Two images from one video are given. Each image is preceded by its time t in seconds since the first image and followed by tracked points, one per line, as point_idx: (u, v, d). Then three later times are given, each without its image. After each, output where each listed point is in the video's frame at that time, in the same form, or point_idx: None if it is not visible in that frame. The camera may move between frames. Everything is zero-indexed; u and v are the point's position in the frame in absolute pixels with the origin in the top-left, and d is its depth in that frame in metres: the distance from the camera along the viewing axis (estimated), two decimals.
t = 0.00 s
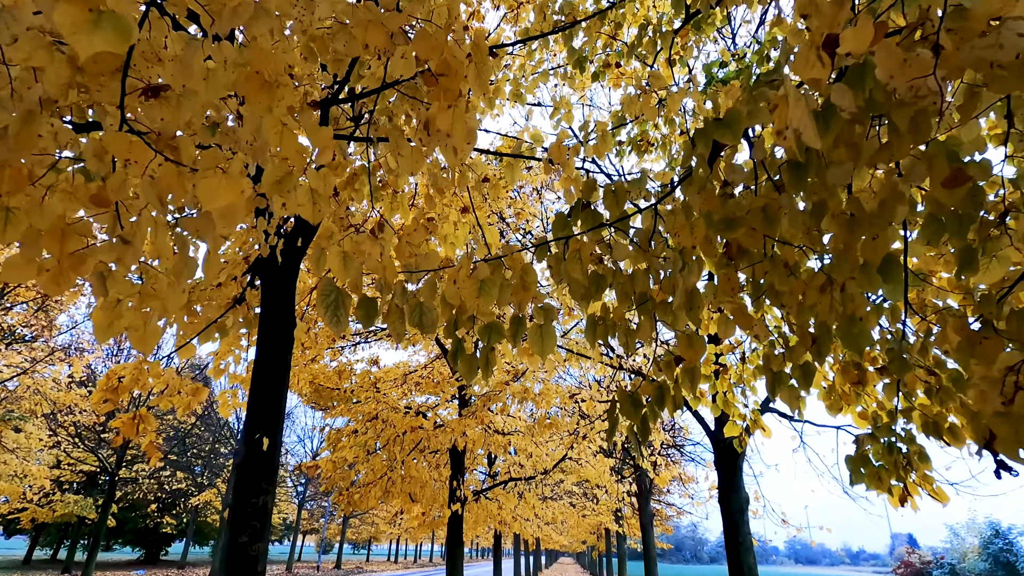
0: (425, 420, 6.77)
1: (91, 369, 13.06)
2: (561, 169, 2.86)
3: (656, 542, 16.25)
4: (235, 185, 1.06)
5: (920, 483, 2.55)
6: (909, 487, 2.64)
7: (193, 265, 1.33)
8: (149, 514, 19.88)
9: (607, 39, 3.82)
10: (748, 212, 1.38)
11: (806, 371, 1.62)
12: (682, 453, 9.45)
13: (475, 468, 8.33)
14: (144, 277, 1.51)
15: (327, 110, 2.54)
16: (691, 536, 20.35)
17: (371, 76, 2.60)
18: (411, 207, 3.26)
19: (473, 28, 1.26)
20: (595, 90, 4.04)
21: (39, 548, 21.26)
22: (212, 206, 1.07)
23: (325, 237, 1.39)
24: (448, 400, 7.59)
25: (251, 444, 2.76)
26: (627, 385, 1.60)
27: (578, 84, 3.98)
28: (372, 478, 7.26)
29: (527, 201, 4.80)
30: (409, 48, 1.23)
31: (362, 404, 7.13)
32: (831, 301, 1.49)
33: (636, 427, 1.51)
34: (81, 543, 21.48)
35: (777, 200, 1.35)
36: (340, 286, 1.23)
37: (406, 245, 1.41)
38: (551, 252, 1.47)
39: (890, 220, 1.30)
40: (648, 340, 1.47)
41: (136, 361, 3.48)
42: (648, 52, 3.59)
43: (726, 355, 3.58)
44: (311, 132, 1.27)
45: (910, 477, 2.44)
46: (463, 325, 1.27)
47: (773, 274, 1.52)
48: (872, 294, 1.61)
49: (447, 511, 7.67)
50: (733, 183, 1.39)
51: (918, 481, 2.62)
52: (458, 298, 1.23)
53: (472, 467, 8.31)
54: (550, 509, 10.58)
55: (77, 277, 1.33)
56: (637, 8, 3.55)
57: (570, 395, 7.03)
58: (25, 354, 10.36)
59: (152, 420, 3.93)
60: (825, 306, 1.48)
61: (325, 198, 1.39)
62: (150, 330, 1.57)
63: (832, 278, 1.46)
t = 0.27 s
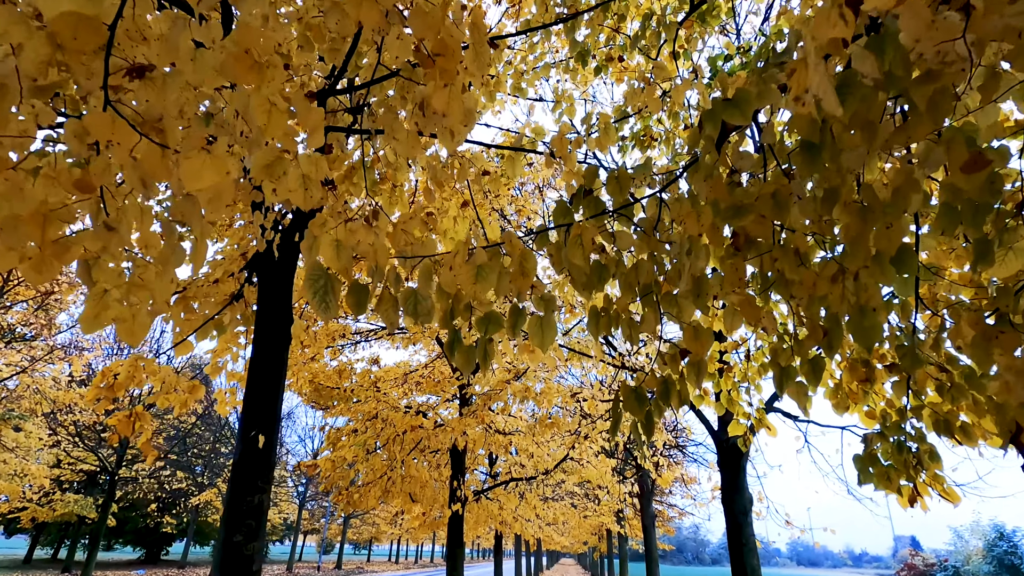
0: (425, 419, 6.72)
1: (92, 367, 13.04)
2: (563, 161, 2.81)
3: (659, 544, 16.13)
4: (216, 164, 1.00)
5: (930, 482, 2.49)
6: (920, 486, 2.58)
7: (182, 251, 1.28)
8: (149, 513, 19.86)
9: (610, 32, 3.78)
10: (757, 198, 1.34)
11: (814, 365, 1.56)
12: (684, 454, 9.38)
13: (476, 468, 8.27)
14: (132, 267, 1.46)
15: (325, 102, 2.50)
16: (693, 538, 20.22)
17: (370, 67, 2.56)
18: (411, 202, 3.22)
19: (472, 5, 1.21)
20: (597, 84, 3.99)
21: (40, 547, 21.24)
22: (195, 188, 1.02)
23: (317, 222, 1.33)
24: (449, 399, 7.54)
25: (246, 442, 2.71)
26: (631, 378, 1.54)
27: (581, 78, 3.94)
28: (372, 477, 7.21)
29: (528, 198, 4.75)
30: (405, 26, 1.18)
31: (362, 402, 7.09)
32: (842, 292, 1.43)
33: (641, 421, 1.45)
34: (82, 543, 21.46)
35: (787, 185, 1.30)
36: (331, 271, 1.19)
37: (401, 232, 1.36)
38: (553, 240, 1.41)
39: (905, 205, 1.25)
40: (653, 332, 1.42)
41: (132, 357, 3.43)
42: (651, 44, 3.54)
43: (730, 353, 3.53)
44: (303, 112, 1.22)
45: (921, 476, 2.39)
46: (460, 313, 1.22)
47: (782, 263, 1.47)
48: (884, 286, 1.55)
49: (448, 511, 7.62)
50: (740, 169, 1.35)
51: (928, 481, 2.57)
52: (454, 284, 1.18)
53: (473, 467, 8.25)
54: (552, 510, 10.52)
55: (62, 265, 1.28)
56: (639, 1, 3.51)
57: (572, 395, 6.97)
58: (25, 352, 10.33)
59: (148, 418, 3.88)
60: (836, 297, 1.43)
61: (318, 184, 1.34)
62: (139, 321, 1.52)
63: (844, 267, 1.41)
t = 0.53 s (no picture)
0: (426, 418, 6.68)
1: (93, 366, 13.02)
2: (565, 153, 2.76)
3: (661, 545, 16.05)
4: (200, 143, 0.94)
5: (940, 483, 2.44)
6: (930, 487, 2.52)
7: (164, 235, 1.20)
8: (151, 512, 19.87)
9: (613, 25, 3.72)
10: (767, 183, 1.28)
11: (823, 360, 1.50)
12: (687, 454, 9.31)
13: (477, 467, 8.23)
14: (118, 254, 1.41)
15: (322, 92, 2.45)
16: (694, 538, 20.15)
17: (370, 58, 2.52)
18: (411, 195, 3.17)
19: None
20: (600, 79, 3.94)
21: (43, 546, 21.28)
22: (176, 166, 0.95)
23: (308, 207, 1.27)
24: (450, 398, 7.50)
25: (242, 439, 2.66)
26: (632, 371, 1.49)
27: (583, 72, 3.88)
28: (373, 476, 7.17)
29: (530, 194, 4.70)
30: None
31: (363, 401, 7.05)
32: (856, 282, 1.37)
33: (642, 415, 1.40)
34: (84, 542, 21.48)
35: (798, 168, 1.25)
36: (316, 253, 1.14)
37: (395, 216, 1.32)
38: (553, 223, 1.35)
39: (922, 189, 1.20)
40: (657, 322, 1.38)
41: (129, 354, 3.40)
42: (655, 37, 3.48)
43: (735, 350, 3.47)
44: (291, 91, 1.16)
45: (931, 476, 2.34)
46: (457, 302, 1.17)
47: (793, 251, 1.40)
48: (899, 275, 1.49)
49: (449, 511, 7.57)
50: (749, 153, 1.29)
51: (939, 481, 2.51)
52: (450, 268, 1.11)
53: (475, 467, 8.20)
54: (553, 510, 10.46)
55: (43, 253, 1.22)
56: None
57: (574, 393, 6.91)
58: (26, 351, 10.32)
59: (146, 416, 3.84)
60: (849, 286, 1.37)
61: (309, 167, 1.28)
62: (127, 310, 1.48)
63: (858, 255, 1.35)
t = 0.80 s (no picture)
0: (427, 416, 6.62)
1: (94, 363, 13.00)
2: (567, 145, 2.70)
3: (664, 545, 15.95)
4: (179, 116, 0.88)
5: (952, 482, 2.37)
6: (941, 487, 2.46)
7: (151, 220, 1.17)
8: (153, 510, 19.88)
9: (618, 17, 3.66)
10: (777, 165, 1.22)
11: (834, 353, 1.43)
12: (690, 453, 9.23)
13: (478, 466, 8.17)
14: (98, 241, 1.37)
15: (320, 81, 2.40)
16: (697, 539, 20.04)
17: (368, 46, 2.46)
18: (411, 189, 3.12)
19: None
20: (605, 72, 3.88)
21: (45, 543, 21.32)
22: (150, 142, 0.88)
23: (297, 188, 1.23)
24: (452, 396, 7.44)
25: (237, 435, 2.62)
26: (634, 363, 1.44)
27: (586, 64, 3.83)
28: (374, 475, 7.12)
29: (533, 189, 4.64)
30: None
31: (364, 399, 6.99)
32: (871, 270, 1.29)
33: (648, 408, 1.33)
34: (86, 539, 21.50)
35: (810, 149, 1.19)
36: (300, 230, 1.10)
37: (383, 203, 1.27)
38: (551, 207, 1.28)
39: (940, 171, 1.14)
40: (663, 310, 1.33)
41: (125, 349, 3.35)
42: (661, 28, 3.42)
43: (740, 347, 3.41)
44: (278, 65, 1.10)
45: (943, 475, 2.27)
46: (453, 287, 1.11)
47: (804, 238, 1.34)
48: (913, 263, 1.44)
49: (450, 510, 7.51)
50: (758, 134, 1.23)
51: (950, 480, 2.44)
52: (447, 249, 1.07)
53: (476, 466, 8.15)
54: (555, 509, 10.40)
55: (21, 237, 1.19)
56: None
57: (576, 392, 6.85)
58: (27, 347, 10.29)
59: (143, 413, 3.80)
60: (863, 275, 1.28)
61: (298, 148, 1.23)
62: (108, 297, 1.48)
63: (872, 241, 1.28)
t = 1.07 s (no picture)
0: (429, 414, 6.58)
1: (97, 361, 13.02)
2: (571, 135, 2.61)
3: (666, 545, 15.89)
4: (155, 84, 0.82)
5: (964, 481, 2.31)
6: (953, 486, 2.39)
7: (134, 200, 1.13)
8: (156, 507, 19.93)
9: (622, 8, 3.59)
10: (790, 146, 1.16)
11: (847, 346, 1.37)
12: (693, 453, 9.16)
13: (480, 464, 8.13)
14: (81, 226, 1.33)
15: (317, 71, 2.35)
16: (699, 538, 19.96)
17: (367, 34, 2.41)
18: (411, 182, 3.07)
19: None
20: (609, 66, 3.82)
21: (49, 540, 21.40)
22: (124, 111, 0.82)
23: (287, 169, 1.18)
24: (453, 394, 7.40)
25: (233, 431, 2.57)
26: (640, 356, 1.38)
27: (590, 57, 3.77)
28: (375, 472, 7.08)
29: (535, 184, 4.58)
30: None
31: (365, 397, 6.96)
32: (888, 257, 1.23)
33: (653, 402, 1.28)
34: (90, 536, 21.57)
35: (826, 131, 1.12)
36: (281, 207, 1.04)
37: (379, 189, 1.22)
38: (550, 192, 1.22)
39: (963, 156, 1.07)
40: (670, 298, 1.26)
41: (122, 344, 3.31)
42: (666, 20, 3.36)
43: (746, 344, 3.35)
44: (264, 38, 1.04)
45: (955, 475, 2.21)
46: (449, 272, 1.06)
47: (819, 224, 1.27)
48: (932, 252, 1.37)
49: (451, 508, 7.47)
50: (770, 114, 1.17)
51: (962, 480, 2.38)
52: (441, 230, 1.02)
53: (478, 464, 8.10)
54: (558, 508, 10.35)
55: None
56: None
57: (579, 390, 6.78)
58: (30, 344, 10.30)
59: (141, 409, 3.76)
60: (881, 262, 1.22)
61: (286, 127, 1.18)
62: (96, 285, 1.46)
63: (891, 226, 1.22)
